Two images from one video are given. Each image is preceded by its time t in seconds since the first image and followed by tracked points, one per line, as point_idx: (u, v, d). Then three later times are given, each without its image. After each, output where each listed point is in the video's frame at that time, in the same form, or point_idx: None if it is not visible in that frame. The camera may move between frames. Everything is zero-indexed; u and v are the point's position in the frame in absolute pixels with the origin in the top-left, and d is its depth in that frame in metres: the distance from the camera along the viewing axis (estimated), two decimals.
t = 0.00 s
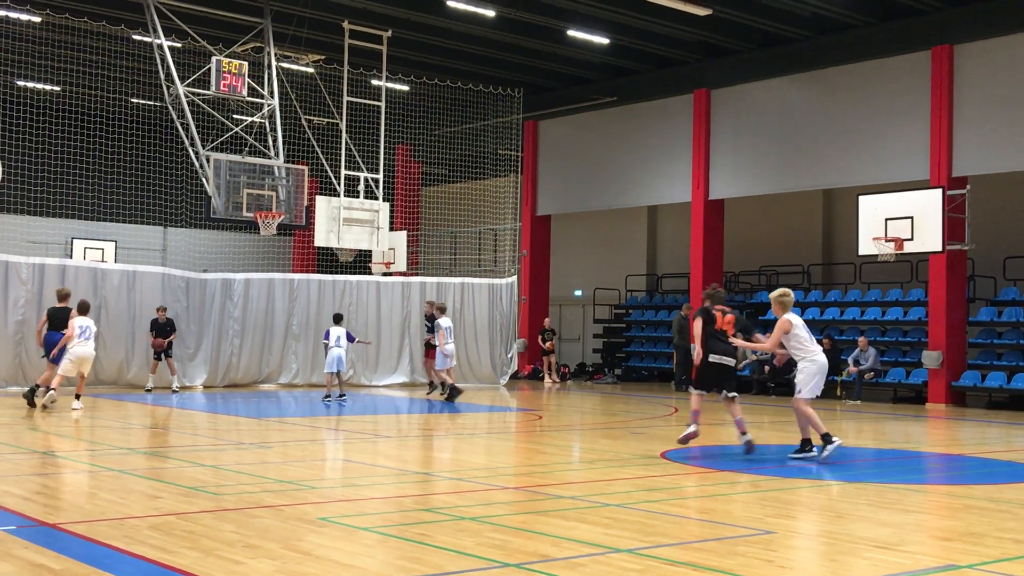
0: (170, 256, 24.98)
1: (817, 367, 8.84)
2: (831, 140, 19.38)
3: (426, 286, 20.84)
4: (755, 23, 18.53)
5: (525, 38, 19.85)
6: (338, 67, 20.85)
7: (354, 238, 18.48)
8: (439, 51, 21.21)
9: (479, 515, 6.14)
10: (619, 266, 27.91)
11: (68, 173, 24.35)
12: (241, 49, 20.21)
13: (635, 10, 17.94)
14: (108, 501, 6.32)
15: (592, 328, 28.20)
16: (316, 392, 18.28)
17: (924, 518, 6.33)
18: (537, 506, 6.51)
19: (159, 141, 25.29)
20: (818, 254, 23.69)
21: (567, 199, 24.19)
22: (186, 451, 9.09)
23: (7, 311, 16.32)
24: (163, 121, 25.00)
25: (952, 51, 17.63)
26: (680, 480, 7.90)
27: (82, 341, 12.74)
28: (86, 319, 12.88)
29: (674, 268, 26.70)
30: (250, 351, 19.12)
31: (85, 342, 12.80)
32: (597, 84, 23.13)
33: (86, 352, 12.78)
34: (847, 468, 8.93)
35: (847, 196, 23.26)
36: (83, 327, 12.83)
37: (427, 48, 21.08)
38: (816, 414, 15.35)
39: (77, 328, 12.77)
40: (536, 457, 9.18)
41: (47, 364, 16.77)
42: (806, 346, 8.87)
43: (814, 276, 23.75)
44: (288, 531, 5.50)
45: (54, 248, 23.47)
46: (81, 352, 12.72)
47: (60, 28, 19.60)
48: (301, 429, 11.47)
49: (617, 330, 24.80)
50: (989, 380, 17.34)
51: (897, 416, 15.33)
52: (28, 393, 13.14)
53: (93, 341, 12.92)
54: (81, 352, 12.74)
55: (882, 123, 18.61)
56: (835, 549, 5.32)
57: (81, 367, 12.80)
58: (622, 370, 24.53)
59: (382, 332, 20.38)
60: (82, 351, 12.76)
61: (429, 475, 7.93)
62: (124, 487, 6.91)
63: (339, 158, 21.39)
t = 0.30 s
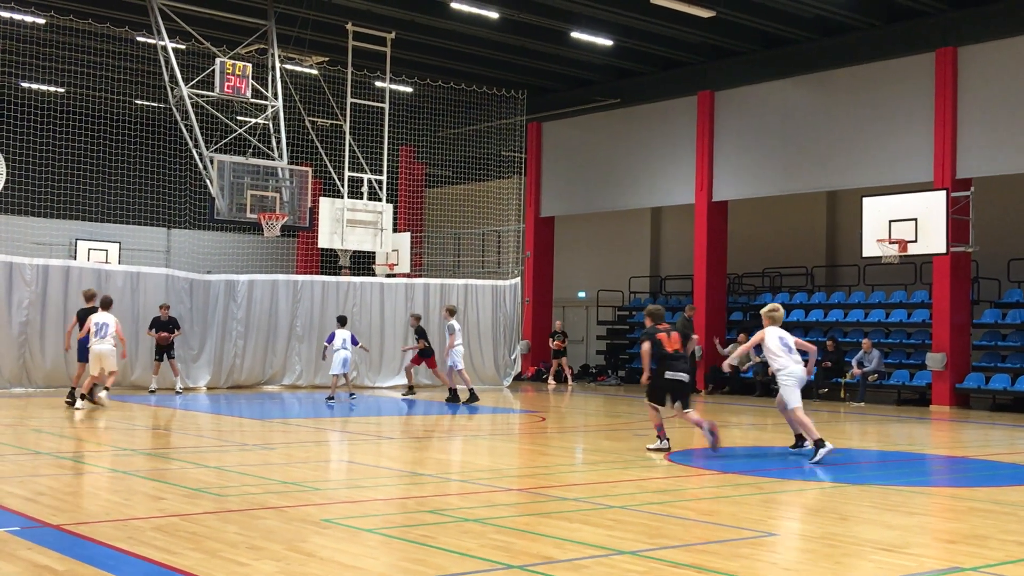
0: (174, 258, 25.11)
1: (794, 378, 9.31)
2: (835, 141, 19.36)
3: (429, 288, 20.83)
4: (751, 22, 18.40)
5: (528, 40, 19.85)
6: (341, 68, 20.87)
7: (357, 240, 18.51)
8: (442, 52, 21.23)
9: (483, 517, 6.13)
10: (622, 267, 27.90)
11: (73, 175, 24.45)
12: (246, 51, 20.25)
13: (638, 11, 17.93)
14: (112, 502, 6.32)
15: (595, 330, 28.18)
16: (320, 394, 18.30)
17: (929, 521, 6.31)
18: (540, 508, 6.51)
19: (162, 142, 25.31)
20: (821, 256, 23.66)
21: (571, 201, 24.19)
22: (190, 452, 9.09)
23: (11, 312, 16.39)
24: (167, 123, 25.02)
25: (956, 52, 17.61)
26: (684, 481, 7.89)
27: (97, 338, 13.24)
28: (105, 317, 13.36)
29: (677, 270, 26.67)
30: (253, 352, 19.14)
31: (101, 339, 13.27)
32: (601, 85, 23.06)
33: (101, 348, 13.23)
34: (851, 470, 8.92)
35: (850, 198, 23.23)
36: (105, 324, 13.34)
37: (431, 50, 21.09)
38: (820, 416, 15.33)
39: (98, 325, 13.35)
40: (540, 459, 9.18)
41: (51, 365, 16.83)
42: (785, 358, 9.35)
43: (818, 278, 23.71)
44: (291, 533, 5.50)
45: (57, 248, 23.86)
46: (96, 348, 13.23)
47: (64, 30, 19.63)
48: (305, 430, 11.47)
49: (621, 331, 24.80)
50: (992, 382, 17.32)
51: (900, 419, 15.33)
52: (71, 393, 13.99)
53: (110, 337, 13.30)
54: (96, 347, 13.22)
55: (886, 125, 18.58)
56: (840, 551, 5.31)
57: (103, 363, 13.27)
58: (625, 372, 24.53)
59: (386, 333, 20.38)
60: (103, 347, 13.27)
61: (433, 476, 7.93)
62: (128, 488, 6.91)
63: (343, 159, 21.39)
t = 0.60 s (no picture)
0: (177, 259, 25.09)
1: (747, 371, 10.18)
2: (838, 143, 19.35)
3: (432, 290, 20.83)
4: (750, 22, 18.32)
5: (532, 41, 19.83)
6: (344, 70, 20.88)
7: (360, 241, 18.51)
8: (445, 54, 21.25)
9: (485, 518, 6.14)
10: (625, 269, 27.90)
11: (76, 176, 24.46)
12: (248, 53, 20.26)
13: (641, 12, 17.91)
14: (115, 503, 6.32)
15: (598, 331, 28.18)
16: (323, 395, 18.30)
17: (932, 522, 6.30)
18: (543, 509, 6.50)
19: (165, 144, 25.33)
20: (824, 257, 23.64)
21: (573, 202, 24.18)
22: (193, 454, 9.10)
23: (14, 314, 16.42)
24: (170, 125, 25.04)
25: (959, 54, 17.59)
26: (687, 483, 7.89)
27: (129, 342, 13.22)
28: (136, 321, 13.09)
29: (680, 271, 26.65)
30: (256, 353, 19.15)
31: (132, 341, 13.18)
32: (603, 87, 23.02)
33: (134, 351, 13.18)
34: (853, 472, 8.91)
35: (853, 199, 23.22)
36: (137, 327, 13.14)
37: (434, 52, 21.11)
38: (823, 417, 15.32)
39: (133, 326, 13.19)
40: (543, 460, 9.17)
41: (54, 366, 16.86)
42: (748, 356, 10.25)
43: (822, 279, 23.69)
44: (295, 534, 5.50)
45: (60, 249, 23.97)
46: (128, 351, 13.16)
47: (67, 31, 19.65)
48: (308, 431, 11.47)
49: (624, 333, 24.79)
50: (996, 384, 17.29)
51: (905, 420, 15.31)
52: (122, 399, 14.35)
53: (142, 341, 13.12)
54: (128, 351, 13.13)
55: (889, 126, 18.58)
56: (843, 553, 5.30)
57: (137, 364, 13.27)
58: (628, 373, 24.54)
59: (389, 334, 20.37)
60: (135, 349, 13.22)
61: (435, 477, 7.94)
62: (132, 490, 6.91)
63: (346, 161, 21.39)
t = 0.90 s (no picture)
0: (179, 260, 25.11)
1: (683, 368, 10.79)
2: (841, 143, 19.35)
3: (435, 291, 20.84)
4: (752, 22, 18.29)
5: (534, 42, 19.83)
6: (346, 71, 20.89)
7: (362, 242, 18.51)
8: (448, 54, 21.27)
9: (488, 518, 6.14)
10: (627, 270, 27.90)
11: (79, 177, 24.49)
12: (251, 53, 20.29)
13: (643, 13, 17.90)
14: (118, 504, 6.32)
15: (600, 332, 28.19)
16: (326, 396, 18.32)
17: (935, 522, 6.30)
18: (545, 509, 6.50)
19: (168, 145, 25.35)
20: (827, 257, 23.63)
21: (576, 203, 24.19)
22: (195, 455, 9.11)
23: (17, 315, 16.43)
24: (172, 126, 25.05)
25: (962, 54, 17.58)
26: (690, 483, 7.89)
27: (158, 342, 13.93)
28: (165, 322, 13.97)
29: (682, 271, 26.66)
30: (258, 355, 19.15)
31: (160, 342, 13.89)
32: (606, 88, 23.00)
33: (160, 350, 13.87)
34: (856, 472, 8.90)
35: (855, 199, 23.22)
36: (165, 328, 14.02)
37: (436, 52, 21.10)
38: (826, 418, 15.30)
39: (158, 327, 14.06)
40: (546, 461, 9.17)
41: (56, 368, 16.87)
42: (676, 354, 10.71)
43: (824, 280, 23.67)
44: (297, 535, 5.50)
45: (64, 250, 23.97)
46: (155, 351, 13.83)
47: (70, 33, 19.66)
48: (310, 432, 11.48)
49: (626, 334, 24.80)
50: (999, 384, 17.27)
51: (908, 420, 15.30)
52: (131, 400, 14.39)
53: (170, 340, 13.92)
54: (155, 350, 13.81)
55: (892, 127, 18.56)
56: (846, 553, 5.30)
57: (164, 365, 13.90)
58: (630, 374, 24.55)
59: (392, 334, 20.37)
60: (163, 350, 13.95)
61: (438, 478, 7.93)
62: (134, 490, 6.91)
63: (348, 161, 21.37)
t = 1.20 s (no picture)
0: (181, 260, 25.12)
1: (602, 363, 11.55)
2: (843, 143, 19.33)
3: (437, 290, 20.83)
4: (753, 22, 18.28)
5: (536, 42, 19.83)
6: (349, 71, 20.91)
7: (365, 242, 18.51)
8: (451, 54, 21.29)
9: (491, 519, 6.14)
10: (630, 270, 27.90)
11: (81, 177, 24.51)
12: (254, 53, 20.29)
13: (644, 13, 17.89)
14: (121, 504, 6.33)
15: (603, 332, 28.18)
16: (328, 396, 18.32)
17: (937, 523, 6.30)
18: (548, 510, 6.51)
19: (170, 145, 25.38)
20: (830, 257, 23.62)
21: (578, 203, 24.20)
22: (198, 455, 9.13)
23: (19, 315, 16.45)
24: (175, 127, 25.08)
25: (965, 54, 17.56)
26: (692, 483, 7.90)
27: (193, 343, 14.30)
28: (200, 324, 14.38)
29: (685, 271, 26.65)
30: (261, 355, 19.13)
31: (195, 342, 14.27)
32: (607, 88, 23.00)
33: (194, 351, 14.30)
34: (859, 472, 8.89)
35: (858, 199, 23.20)
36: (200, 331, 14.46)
37: (437, 52, 21.10)
38: (829, 418, 15.29)
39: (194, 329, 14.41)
40: (549, 461, 9.17)
41: (59, 368, 16.90)
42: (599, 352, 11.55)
43: (827, 280, 23.65)
44: (300, 535, 5.51)
45: (67, 250, 23.89)
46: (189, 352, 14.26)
47: (73, 33, 19.69)
48: (311, 433, 11.47)
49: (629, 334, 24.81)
50: (1002, 384, 17.25)
51: (911, 420, 15.29)
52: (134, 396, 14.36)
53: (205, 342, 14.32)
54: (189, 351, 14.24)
55: (894, 126, 18.54)
56: (849, 553, 5.30)
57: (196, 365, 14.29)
58: (633, 374, 24.55)
59: (394, 334, 20.37)
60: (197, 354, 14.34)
61: (441, 478, 7.94)
62: (138, 490, 6.92)
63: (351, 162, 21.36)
